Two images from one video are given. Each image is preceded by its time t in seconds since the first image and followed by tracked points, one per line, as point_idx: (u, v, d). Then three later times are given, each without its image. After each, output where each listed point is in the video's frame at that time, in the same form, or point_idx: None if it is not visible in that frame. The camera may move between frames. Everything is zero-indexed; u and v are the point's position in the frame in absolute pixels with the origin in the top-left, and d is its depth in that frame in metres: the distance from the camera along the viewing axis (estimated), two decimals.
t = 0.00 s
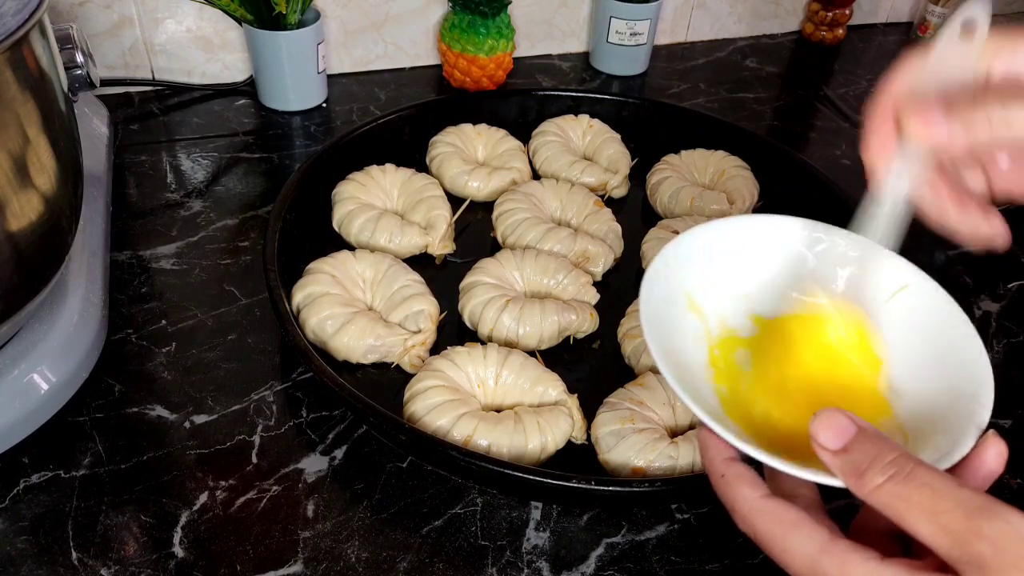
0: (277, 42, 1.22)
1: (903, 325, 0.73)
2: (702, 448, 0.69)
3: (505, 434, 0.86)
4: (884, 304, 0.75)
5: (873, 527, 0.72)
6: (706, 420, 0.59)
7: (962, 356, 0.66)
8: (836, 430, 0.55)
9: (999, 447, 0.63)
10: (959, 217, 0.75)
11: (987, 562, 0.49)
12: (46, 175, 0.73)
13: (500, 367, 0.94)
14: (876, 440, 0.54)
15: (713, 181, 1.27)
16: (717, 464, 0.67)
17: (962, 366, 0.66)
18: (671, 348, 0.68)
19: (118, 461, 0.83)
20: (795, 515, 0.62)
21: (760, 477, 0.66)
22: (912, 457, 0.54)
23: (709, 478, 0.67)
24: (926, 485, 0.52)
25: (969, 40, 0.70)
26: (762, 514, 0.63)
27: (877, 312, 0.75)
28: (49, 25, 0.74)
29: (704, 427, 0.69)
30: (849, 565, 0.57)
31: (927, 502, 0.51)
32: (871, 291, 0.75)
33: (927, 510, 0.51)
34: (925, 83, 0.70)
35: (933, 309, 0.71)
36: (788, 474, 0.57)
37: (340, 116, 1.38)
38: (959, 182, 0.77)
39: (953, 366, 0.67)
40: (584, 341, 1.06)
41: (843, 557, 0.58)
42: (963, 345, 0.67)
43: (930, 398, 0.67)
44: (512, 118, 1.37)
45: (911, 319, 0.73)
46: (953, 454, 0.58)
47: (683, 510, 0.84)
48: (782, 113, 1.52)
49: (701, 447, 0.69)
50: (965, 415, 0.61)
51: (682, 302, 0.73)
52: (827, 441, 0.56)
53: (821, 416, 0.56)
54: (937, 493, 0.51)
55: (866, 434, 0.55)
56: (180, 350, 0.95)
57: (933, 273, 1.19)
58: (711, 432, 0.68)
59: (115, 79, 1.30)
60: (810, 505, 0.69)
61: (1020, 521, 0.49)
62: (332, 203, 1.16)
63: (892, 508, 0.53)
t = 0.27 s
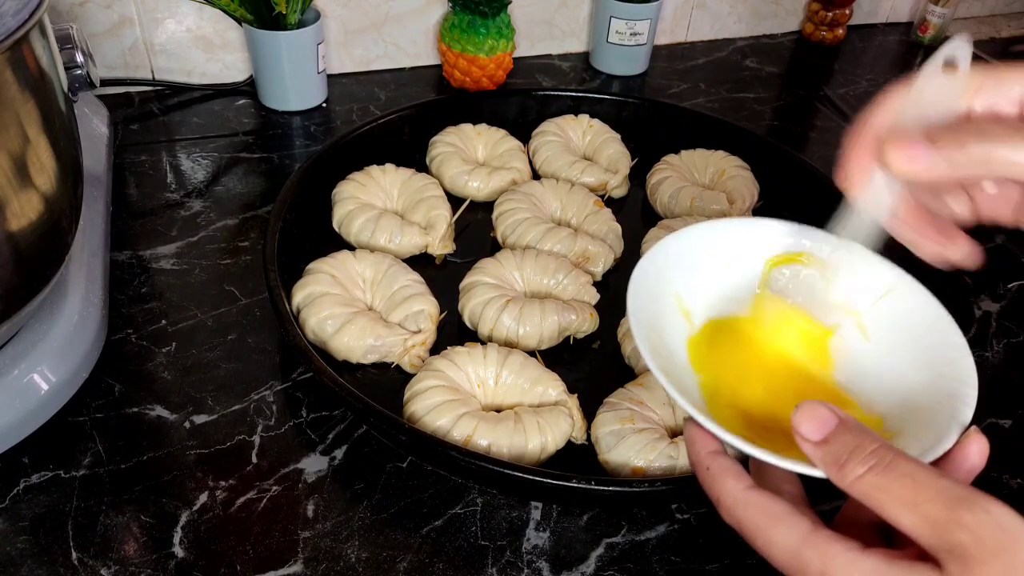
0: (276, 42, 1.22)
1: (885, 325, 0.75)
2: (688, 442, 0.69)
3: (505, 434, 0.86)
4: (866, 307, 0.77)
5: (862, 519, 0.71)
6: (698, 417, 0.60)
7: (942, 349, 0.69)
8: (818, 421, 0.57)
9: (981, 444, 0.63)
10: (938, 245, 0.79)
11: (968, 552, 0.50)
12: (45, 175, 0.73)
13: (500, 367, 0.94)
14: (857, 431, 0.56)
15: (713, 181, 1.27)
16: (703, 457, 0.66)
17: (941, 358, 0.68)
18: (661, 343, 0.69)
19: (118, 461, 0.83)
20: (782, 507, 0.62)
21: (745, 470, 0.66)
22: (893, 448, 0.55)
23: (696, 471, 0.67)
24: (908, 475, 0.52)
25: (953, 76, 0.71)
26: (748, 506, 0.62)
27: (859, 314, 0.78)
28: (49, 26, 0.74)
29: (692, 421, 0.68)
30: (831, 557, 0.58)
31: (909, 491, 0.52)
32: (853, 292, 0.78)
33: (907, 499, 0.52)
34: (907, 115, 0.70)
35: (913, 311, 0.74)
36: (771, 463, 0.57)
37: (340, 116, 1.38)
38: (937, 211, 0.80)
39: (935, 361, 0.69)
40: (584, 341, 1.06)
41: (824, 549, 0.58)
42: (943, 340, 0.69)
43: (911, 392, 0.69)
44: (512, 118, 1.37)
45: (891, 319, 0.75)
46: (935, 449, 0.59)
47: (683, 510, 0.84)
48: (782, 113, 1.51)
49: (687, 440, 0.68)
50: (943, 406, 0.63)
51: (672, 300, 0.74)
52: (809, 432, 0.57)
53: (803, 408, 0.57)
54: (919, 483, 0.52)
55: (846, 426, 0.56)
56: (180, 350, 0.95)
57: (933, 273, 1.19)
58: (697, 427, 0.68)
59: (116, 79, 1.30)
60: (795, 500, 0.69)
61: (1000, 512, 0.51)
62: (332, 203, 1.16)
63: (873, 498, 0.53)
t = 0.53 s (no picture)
0: (276, 42, 1.22)
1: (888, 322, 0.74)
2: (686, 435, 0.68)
3: (505, 434, 0.86)
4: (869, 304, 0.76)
5: (858, 515, 0.71)
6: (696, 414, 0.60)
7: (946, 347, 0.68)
8: (812, 413, 0.56)
9: (977, 437, 0.63)
10: (946, 204, 0.81)
11: (960, 538, 0.51)
12: (45, 174, 0.73)
13: (500, 367, 0.94)
14: (851, 423, 0.55)
15: (713, 181, 1.27)
16: (700, 451, 0.66)
17: (946, 355, 0.67)
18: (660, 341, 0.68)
19: (118, 461, 0.83)
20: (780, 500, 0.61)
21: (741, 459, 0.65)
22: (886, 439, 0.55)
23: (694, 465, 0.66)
24: (900, 463, 0.53)
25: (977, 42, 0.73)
26: (745, 497, 0.62)
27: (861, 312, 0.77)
28: (49, 25, 0.74)
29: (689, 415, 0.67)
30: (827, 550, 0.57)
31: (901, 480, 0.52)
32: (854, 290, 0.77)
33: (899, 489, 0.53)
34: (928, 83, 0.74)
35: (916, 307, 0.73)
36: (766, 456, 0.57)
37: (340, 116, 1.38)
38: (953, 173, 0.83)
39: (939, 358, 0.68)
40: (584, 341, 1.06)
41: (820, 538, 0.58)
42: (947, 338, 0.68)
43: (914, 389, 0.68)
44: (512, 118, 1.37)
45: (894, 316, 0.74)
46: (935, 442, 0.59)
47: (683, 510, 0.84)
48: (782, 113, 1.52)
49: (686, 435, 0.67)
50: (947, 402, 0.63)
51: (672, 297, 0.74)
52: (803, 424, 0.56)
53: (797, 401, 0.57)
54: (910, 472, 0.53)
55: (839, 419, 0.55)
56: (180, 350, 0.95)
57: (933, 273, 1.19)
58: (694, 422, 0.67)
59: (116, 79, 1.30)
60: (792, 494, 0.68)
61: (991, 499, 0.52)
62: (332, 203, 1.16)
63: (867, 488, 0.54)
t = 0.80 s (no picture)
0: (276, 42, 1.22)
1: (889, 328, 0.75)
2: (687, 434, 0.68)
3: (505, 434, 0.86)
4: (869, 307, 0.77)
5: (857, 515, 0.71)
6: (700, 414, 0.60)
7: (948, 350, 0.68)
8: (811, 408, 0.57)
9: (974, 440, 0.63)
10: (926, 223, 0.80)
11: (954, 535, 0.51)
12: (45, 174, 0.72)
13: (500, 367, 0.94)
14: (850, 419, 0.56)
15: (713, 181, 1.27)
16: (703, 448, 0.66)
17: (945, 359, 0.68)
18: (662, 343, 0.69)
19: (118, 461, 0.83)
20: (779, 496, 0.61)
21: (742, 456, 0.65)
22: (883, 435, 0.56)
23: (697, 462, 0.67)
24: (896, 462, 0.53)
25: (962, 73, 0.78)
26: (745, 494, 0.62)
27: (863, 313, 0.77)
28: (49, 26, 0.74)
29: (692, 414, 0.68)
30: (820, 542, 0.58)
31: (897, 478, 0.53)
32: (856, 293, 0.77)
33: (894, 486, 0.53)
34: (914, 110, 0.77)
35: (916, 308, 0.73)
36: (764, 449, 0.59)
37: (340, 116, 1.38)
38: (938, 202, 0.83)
39: (940, 361, 0.68)
40: (584, 341, 1.06)
41: (814, 533, 0.58)
42: (950, 341, 0.69)
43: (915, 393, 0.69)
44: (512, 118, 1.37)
45: (896, 321, 0.75)
46: (932, 441, 0.60)
47: (683, 510, 0.84)
48: (782, 113, 1.52)
49: (688, 432, 0.68)
50: (945, 407, 0.63)
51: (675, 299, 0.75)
52: (802, 420, 0.57)
53: (795, 396, 0.57)
54: (906, 470, 0.53)
55: (838, 414, 0.56)
56: (180, 350, 0.95)
57: (933, 273, 1.19)
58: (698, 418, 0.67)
59: (116, 79, 1.30)
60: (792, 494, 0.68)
61: (984, 497, 0.52)
62: (332, 203, 1.16)
63: (863, 486, 0.54)
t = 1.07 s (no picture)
0: (276, 42, 1.22)
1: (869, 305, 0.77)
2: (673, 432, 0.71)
3: (505, 434, 0.86)
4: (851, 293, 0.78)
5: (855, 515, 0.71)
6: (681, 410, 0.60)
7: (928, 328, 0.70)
8: (795, 412, 0.57)
9: (956, 430, 0.64)
10: (904, 186, 0.89)
11: (936, 541, 0.52)
12: (45, 174, 0.72)
13: (500, 367, 0.94)
14: (834, 422, 0.56)
15: (713, 181, 1.27)
16: (687, 446, 0.69)
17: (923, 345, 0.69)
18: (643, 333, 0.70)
19: (118, 461, 0.83)
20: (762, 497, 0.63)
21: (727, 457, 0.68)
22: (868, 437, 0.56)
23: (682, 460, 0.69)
24: (879, 466, 0.54)
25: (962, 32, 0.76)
26: (728, 495, 0.64)
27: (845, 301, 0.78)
28: (49, 26, 0.74)
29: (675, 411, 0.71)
30: (806, 547, 0.59)
31: (880, 482, 0.53)
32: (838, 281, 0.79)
33: (880, 491, 0.54)
34: (907, 60, 0.77)
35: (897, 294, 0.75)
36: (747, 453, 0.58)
37: (340, 116, 1.38)
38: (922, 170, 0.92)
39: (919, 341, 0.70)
40: (584, 341, 1.06)
41: (800, 538, 0.60)
42: (930, 319, 0.70)
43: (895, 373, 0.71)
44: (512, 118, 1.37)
45: (876, 298, 0.76)
46: (914, 433, 0.60)
47: (683, 510, 0.84)
48: (782, 113, 1.52)
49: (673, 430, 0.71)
50: (926, 389, 0.65)
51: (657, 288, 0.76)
52: (786, 422, 0.57)
53: (780, 398, 0.57)
54: (889, 475, 0.53)
55: (823, 417, 0.56)
56: (180, 350, 0.95)
57: (933, 273, 1.19)
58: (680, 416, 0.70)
59: (116, 79, 1.30)
60: (777, 486, 0.72)
61: (967, 501, 0.52)
62: (332, 203, 1.16)
63: (848, 490, 0.55)
